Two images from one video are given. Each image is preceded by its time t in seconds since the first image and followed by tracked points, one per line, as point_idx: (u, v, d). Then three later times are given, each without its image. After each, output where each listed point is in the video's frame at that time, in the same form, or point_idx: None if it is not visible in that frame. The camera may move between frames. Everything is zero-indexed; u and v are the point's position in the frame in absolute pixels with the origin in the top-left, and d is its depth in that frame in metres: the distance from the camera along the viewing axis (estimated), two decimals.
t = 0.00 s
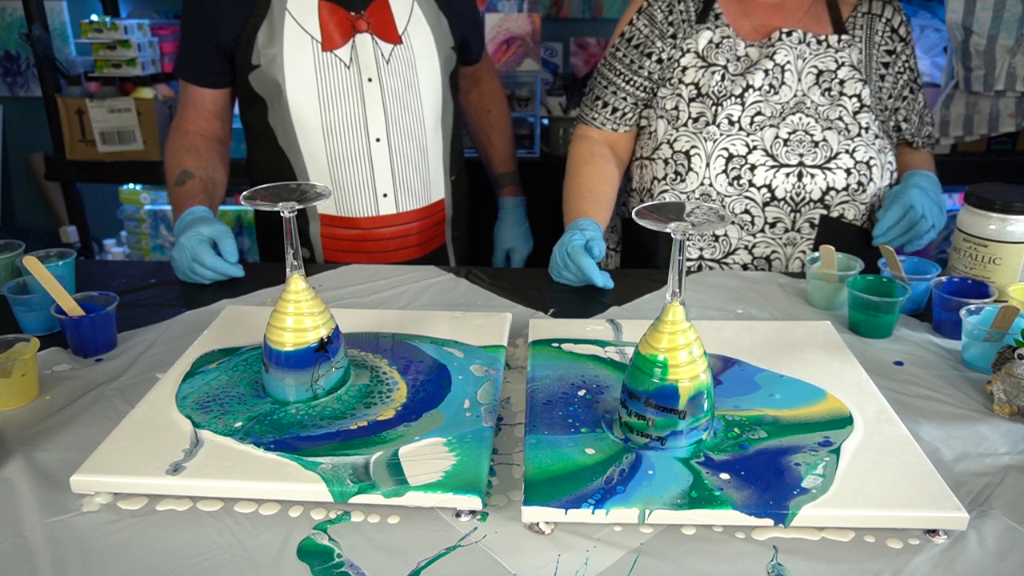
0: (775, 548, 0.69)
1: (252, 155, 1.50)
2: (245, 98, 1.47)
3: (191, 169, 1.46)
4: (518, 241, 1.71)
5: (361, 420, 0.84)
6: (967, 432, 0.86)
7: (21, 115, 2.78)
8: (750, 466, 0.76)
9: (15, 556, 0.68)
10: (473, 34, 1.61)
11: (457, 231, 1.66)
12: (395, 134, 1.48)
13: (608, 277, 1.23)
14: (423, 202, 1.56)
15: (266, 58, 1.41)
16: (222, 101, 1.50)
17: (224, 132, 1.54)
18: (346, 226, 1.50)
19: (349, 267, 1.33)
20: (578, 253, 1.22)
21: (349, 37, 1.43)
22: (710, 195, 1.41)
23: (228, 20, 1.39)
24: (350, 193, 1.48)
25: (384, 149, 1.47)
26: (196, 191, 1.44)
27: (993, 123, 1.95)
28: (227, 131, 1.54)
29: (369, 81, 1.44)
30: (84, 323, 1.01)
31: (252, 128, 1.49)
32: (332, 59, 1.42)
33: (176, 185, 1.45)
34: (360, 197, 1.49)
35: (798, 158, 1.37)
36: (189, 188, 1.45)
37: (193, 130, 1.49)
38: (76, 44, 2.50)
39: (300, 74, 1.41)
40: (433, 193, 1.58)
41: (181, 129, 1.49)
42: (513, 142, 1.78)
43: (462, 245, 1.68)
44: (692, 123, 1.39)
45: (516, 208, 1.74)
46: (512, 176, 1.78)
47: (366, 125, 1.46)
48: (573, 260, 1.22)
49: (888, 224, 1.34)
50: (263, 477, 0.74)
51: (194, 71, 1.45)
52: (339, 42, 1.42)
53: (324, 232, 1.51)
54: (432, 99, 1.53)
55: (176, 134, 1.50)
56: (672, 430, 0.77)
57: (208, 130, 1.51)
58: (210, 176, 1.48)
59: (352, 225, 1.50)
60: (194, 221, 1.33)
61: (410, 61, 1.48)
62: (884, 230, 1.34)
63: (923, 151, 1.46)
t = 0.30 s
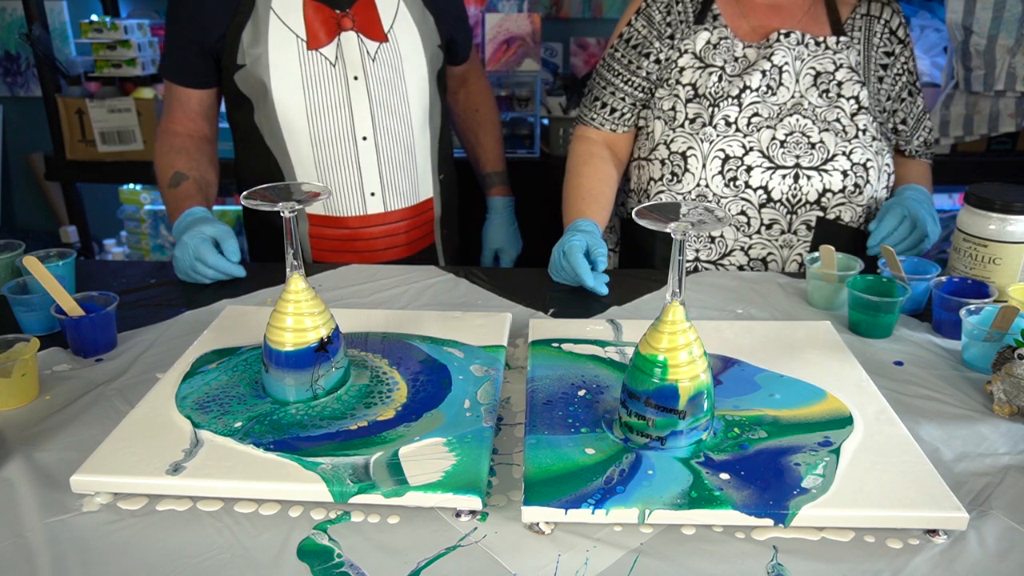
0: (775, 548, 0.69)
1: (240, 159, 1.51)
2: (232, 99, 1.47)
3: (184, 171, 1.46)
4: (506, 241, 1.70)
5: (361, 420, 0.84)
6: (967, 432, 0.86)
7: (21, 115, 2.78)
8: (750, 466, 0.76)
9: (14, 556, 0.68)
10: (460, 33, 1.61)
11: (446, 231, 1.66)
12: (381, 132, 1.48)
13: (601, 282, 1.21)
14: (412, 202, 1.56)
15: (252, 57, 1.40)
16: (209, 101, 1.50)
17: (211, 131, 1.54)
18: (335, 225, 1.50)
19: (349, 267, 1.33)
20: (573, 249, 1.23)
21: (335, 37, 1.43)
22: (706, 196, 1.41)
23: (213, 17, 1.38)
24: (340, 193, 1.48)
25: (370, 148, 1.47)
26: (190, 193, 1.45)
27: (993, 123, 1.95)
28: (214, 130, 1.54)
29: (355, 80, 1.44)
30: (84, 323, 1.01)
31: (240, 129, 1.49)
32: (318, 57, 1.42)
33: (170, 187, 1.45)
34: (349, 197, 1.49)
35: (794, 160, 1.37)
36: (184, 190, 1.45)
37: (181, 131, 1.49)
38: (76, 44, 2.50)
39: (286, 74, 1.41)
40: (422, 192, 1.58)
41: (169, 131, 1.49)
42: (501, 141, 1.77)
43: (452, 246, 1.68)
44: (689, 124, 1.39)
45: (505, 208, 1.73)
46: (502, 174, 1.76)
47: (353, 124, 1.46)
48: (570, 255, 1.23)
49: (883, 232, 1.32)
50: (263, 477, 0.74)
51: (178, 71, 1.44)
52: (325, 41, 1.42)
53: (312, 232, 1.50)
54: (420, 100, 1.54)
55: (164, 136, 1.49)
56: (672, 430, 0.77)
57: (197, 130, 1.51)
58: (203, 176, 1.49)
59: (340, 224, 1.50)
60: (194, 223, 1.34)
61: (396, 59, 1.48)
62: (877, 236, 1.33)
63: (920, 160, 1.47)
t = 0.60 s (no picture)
0: (775, 548, 0.69)
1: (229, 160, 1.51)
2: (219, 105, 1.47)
3: (177, 174, 1.46)
4: (495, 235, 1.69)
5: (361, 420, 0.84)
6: (967, 432, 0.86)
7: (21, 114, 2.78)
8: (750, 466, 0.76)
9: (14, 556, 0.68)
10: (445, 32, 1.61)
11: (438, 230, 1.66)
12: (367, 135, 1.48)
13: (606, 275, 1.24)
14: (400, 202, 1.56)
15: (236, 62, 1.40)
16: (195, 105, 1.51)
17: (199, 136, 1.54)
18: (323, 228, 1.49)
19: (349, 267, 1.33)
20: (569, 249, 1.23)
21: (320, 40, 1.43)
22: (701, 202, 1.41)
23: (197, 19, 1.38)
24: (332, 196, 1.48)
25: (357, 150, 1.48)
26: (186, 194, 1.45)
27: (993, 123, 1.95)
28: (202, 135, 1.55)
29: (340, 83, 1.44)
30: (84, 323, 1.01)
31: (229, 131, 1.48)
32: (302, 61, 1.42)
33: (164, 191, 1.45)
34: (339, 201, 1.49)
35: (789, 165, 1.37)
36: (178, 191, 1.45)
37: (169, 137, 1.49)
38: (76, 44, 2.50)
39: (270, 79, 1.42)
40: (411, 192, 1.58)
41: (157, 138, 1.49)
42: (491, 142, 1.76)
43: (444, 245, 1.68)
44: (685, 129, 1.39)
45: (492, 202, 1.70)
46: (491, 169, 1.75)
47: (340, 126, 1.46)
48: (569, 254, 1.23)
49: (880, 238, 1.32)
50: (263, 477, 0.74)
51: (163, 74, 1.44)
52: (309, 44, 1.42)
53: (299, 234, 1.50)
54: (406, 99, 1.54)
55: (152, 143, 1.49)
56: (672, 430, 0.77)
57: (185, 135, 1.51)
58: (195, 179, 1.49)
59: (328, 227, 1.49)
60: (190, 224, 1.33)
61: (381, 61, 1.48)
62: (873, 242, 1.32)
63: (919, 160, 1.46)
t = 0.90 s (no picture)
0: (775, 548, 0.69)
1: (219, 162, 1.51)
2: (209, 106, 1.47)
3: (172, 176, 1.46)
4: (484, 226, 1.65)
5: (361, 421, 0.84)
6: (967, 432, 0.86)
7: (21, 114, 2.78)
8: (750, 466, 0.76)
9: (14, 556, 0.68)
10: (435, 31, 1.60)
11: (431, 229, 1.67)
12: (357, 140, 1.48)
13: (604, 277, 1.24)
14: (391, 203, 1.56)
15: (225, 66, 1.41)
16: (186, 107, 1.51)
17: (191, 137, 1.54)
18: (312, 230, 1.50)
19: (348, 268, 1.33)
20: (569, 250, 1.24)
21: (308, 43, 1.42)
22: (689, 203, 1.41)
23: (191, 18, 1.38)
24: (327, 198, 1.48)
25: (347, 152, 1.48)
26: (183, 195, 1.45)
27: (993, 123, 1.95)
28: (193, 137, 1.55)
29: (330, 86, 1.44)
30: (84, 323, 1.01)
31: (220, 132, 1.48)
32: (292, 64, 1.42)
33: (160, 194, 1.45)
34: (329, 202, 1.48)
35: (777, 169, 1.37)
36: (175, 193, 1.45)
37: (162, 139, 1.49)
38: (76, 44, 2.50)
39: (262, 87, 1.42)
40: (401, 193, 1.58)
41: (149, 141, 1.49)
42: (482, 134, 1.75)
43: (436, 244, 1.68)
44: (674, 130, 1.40)
45: (482, 192, 1.68)
46: (481, 159, 1.73)
47: (329, 131, 1.46)
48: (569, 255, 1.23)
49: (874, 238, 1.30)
50: (264, 477, 0.74)
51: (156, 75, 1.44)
52: (298, 48, 1.42)
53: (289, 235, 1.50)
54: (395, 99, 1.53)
55: (144, 146, 1.49)
56: (672, 430, 0.77)
57: (177, 137, 1.51)
58: (190, 180, 1.49)
59: (318, 229, 1.49)
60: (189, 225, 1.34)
61: (370, 64, 1.48)
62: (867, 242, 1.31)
63: (915, 162, 1.45)
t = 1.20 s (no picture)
0: (775, 548, 0.69)
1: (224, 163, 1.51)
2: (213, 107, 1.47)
3: (174, 174, 1.46)
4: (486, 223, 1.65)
5: (361, 421, 0.84)
6: (967, 432, 0.86)
7: (21, 114, 2.78)
8: (750, 466, 0.76)
9: (14, 556, 0.68)
10: (439, 30, 1.60)
11: (434, 229, 1.66)
12: (360, 142, 1.48)
13: (604, 276, 1.23)
14: (392, 205, 1.56)
15: (228, 66, 1.40)
16: (189, 108, 1.51)
17: (195, 138, 1.54)
18: (315, 231, 1.51)
19: (348, 268, 1.34)
20: (569, 249, 1.23)
21: (310, 45, 1.42)
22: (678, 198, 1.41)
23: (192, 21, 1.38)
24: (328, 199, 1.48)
25: (348, 155, 1.48)
26: (186, 194, 1.45)
27: (993, 123, 1.95)
28: (198, 137, 1.55)
29: (331, 89, 1.44)
30: (84, 323, 1.01)
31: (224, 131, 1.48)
32: (293, 66, 1.42)
33: (162, 193, 1.45)
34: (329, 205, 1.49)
35: (764, 159, 1.36)
36: (177, 192, 1.45)
37: (164, 139, 1.49)
38: (76, 44, 2.50)
39: (263, 88, 1.42)
40: (403, 195, 1.58)
41: (152, 141, 1.49)
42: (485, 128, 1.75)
43: (438, 244, 1.68)
44: (660, 126, 1.39)
45: (484, 189, 1.68)
46: (483, 156, 1.72)
47: (330, 133, 1.46)
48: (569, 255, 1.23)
49: (861, 237, 1.30)
50: (264, 477, 0.74)
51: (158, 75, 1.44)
52: (298, 49, 1.42)
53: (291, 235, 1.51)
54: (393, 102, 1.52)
55: (147, 146, 1.49)
56: (672, 430, 0.77)
57: (180, 137, 1.51)
58: (192, 180, 1.49)
59: (320, 230, 1.50)
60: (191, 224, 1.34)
61: (372, 65, 1.47)
62: (853, 242, 1.31)
63: (907, 158, 1.45)
